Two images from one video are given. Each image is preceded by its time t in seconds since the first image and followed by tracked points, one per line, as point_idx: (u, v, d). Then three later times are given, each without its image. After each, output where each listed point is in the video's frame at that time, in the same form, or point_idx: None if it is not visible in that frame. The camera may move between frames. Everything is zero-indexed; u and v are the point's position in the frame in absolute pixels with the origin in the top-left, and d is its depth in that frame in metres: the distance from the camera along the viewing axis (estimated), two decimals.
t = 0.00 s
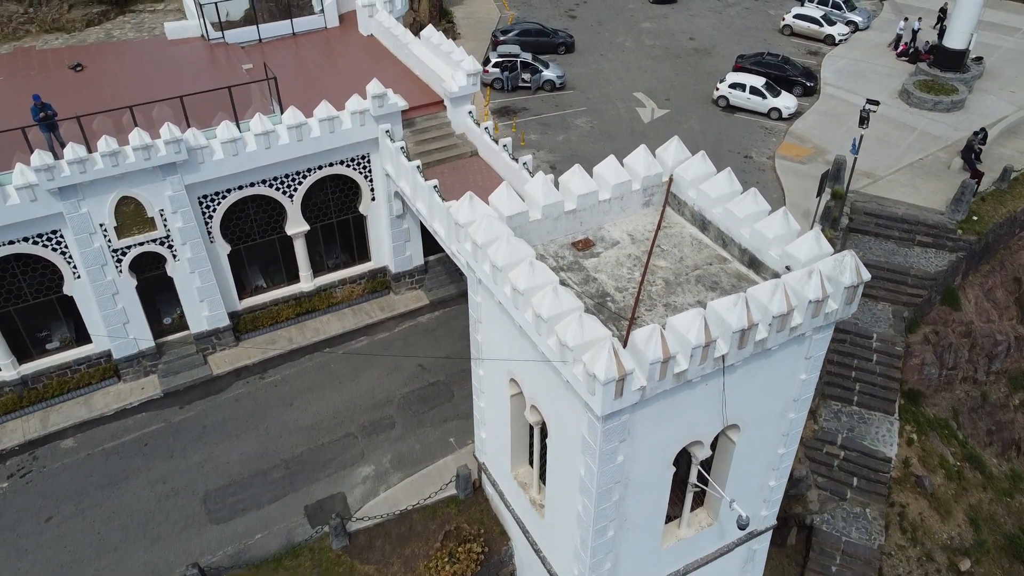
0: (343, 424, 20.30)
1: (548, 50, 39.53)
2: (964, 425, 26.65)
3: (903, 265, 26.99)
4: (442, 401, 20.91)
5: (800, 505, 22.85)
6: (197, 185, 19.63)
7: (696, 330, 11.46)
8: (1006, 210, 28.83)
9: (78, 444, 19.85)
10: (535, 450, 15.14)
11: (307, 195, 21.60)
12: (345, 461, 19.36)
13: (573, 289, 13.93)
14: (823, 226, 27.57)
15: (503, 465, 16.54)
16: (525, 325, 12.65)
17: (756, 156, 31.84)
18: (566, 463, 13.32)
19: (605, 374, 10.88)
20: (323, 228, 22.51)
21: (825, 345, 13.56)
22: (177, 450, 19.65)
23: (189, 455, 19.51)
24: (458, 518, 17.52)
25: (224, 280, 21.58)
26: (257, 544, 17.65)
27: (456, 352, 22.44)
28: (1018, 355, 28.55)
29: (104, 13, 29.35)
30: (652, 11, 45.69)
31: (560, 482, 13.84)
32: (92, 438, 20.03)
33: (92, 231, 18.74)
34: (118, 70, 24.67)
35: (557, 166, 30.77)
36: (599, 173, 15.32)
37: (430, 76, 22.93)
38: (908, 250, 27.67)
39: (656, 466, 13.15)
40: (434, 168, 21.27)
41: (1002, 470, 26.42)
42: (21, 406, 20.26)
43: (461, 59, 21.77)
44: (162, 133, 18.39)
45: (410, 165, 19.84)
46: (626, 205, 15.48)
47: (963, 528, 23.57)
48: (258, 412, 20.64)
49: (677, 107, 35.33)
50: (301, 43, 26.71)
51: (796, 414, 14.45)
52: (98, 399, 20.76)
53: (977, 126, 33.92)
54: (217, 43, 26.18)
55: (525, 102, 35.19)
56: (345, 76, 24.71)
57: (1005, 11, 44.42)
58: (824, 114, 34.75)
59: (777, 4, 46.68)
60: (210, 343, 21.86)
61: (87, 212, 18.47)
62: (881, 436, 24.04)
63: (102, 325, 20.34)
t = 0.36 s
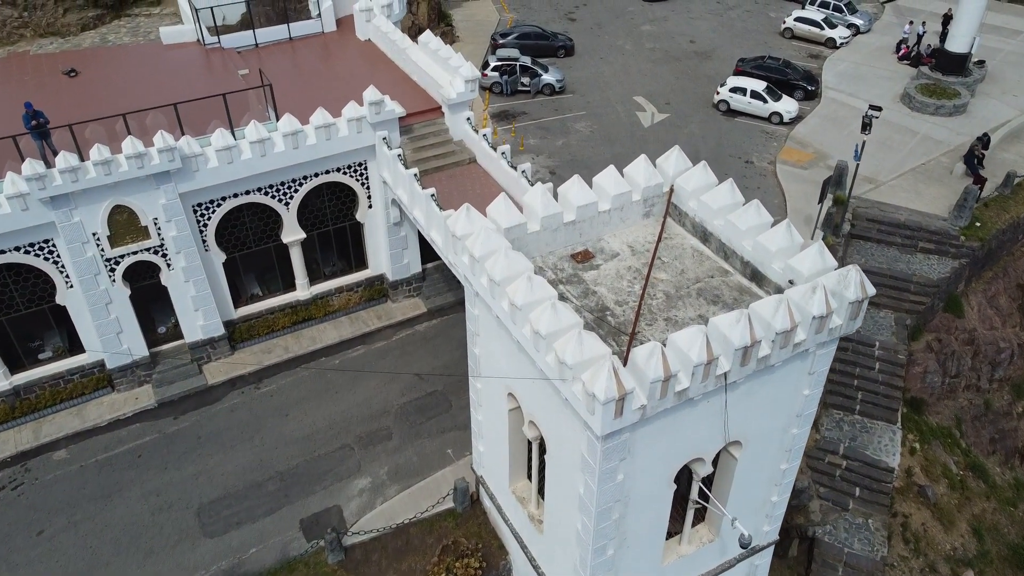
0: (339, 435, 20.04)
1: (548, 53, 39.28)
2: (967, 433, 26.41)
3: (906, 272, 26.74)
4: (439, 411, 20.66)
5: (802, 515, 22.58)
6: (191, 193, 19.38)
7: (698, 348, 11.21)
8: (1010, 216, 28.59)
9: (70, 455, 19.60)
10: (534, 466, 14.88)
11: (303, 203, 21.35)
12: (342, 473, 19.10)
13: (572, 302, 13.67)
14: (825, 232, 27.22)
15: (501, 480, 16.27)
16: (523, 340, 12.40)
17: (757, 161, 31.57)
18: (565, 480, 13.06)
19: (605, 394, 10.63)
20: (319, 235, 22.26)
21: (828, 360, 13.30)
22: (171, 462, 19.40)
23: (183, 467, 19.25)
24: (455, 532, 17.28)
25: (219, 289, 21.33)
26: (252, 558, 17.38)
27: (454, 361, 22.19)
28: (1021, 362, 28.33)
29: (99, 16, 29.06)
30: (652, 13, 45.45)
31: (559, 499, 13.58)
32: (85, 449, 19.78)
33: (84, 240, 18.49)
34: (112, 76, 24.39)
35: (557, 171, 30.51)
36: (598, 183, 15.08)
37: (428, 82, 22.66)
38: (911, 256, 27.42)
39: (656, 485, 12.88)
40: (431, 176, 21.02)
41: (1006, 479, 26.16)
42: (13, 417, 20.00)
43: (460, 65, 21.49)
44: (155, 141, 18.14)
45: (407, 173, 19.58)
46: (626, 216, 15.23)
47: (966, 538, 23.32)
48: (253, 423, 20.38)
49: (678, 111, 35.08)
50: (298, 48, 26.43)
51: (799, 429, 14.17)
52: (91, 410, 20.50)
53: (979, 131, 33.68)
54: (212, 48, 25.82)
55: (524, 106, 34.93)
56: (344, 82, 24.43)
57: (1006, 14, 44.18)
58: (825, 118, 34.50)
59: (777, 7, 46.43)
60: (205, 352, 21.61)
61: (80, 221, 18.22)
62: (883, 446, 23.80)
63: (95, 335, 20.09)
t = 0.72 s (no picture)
0: (335, 447, 19.73)
1: (548, 57, 38.98)
2: (972, 442, 26.07)
3: (909, 280, 26.44)
4: (437, 424, 20.35)
5: (805, 528, 22.23)
6: (184, 202, 19.07)
7: (701, 368, 10.90)
8: (1013, 223, 28.30)
9: (62, 469, 19.29)
10: (532, 483, 14.57)
11: (299, 212, 21.04)
12: (337, 488, 18.80)
13: (571, 318, 13.37)
14: (827, 240, 26.94)
15: (499, 496, 15.95)
16: (521, 358, 12.08)
17: (758, 166, 31.25)
18: (564, 500, 12.74)
19: (605, 418, 10.32)
20: (315, 244, 21.95)
21: (833, 378, 12.99)
22: (163, 476, 19.09)
23: (176, 481, 18.94)
24: (452, 548, 17.03)
25: (213, 298, 21.01)
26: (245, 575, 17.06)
27: (452, 371, 21.87)
28: None
29: (93, 21, 28.45)
30: (652, 16, 45.16)
31: (557, 519, 13.27)
32: (76, 462, 19.47)
33: (75, 250, 18.18)
34: (105, 82, 24.02)
35: (556, 177, 30.20)
36: (598, 195, 14.79)
37: (426, 88, 22.34)
38: (914, 264, 27.12)
39: (658, 505, 12.56)
40: (429, 184, 20.72)
41: (1011, 489, 25.80)
42: (4, 429, 19.69)
43: (457, 71, 21.17)
44: (147, 150, 17.82)
45: (404, 182, 19.27)
46: (626, 228, 14.92)
47: (971, 550, 22.94)
48: (248, 435, 20.08)
49: (678, 115, 34.78)
50: (294, 54, 26.08)
51: (803, 447, 13.85)
52: (83, 422, 20.18)
53: (982, 136, 33.38)
54: (207, 53, 25.41)
55: (524, 111, 34.62)
56: (341, 89, 24.06)
57: (1009, 17, 43.90)
58: (827, 123, 34.20)
59: (778, 10, 46.16)
60: (199, 363, 21.29)
61: (71, 231, 17.92)
62: (887, 457, 23.48)
63: (87, 346, 19.77)
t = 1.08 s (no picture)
0: (329, 462, 19.37)
1: (547, 60, 38.62)
2: (976, 454, 25.68)
3: (913, 289, 26.08)
4: (433, 438, 19.97)
5: (808, 542, 21.83)
6: (176, 213, 18.71)
7: (704, 393, 10.54)
8: (1019, 231, 27.92)
9: (50, 485, 18.94)
10: (530, 504, 14.19)
11: (293, 221, 20.68)
12: (331, 504, 18.43)
13: (569, 336, 13.00)
14: (830, 248, 26.64)
15: (496, 515, 15.57)
16: (518, 380, 11.72)
17: (760, 172, 30.88)
18: (562, 525, 12.36)
19: (604, 445, 9.96)
20: (310, 254, 21.59)
21: (839, 398, 12.63)
22: (154, 492, 18.73)
23: (166, 497, 18.58)
24: (448, 567, 16.62)
25: (206, 310, 20.65)
26: None
27: (449, 383, 21.50)
28: None
29: (87, 25, 28.46)
30: (653, 19, 44.81)
31: (555, 543, 12.89)
32: (66, 477, 19.11)
33: (64, 262, 17.82)
34: (97, 88, 23.68)
35: (555, 183, 29.84)
36: (597, 208, 14.43)
37: (422, 95, 21.96)
38: (918, 272, 26.75)
39: (659, 530, 12.18)
40: (424, 194, 20.34)
41: (1016, 501, 25.39)
42: None
43: (455, 79, 20.79)
44: (137, 159, 17.46)
45: (400, 192, 18.91)
46: (626, 242, 14.56)
47: (976, 564, 22.52)
48: (241, 450, 19.72)
49: (679, 120, 34.41)
50: (290, 59, 25.72)
51: (808, 468, 13.48)
52: (73, 435, 19.82)
53: (986, 141, 33.01)
54: (202, 59, 25.16)
55: (522, 116, 34.26)
56: (337, 96, 23.64)
57: (1012, 20, 43.53)
58: (829, 128, 33.85)
59: (780, 13, 45.80)
60: (192, 376, 20.93)
61: (59, 242, 17.55)
62: (891, 469, 23.11)
63: (77, 359, 19.41)
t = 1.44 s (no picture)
0: (323, 479, 18.98)
1: (546, 65, 38.21)
2: (982, 467, 25.15)
3: (918, 299, 25.66)
4: (429, 454, 19.58)
5: (811, 559, 21.41)
6: (166, 225, 18.31)
7: (707, 423, 10.14)
8: None
9: (38, 503, 18.54)
10: (527, 528, 13.78)
11: (286, 232, 20.28)
12: (325, 523, 18.04)
13: (567, 358, 12.60)
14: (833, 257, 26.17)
15: (492, 538, 15.17)
16: (514, 405, 11.32)
17: (761, 179, 30.46)
18: (559, 554, 11.96)
19: (603, 478, 9.57)
20: (304, 265, 21.19)
21: (846, 422, 12.23)
22: (144, 510, 18.33)
23: (156, 516, 18.19)
24: None
25: (197, 323, 20.25)
26: None
27: (445, 397, 21.12)
28: None
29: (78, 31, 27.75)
30: (653, 23, 44.41)
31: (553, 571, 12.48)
32: (53, 495, 18.71)
33: (51, 276, 17.45)
34: (88, 96, 23.26)
35: (554, 190, 29.42)
36: (596, 224, 14.03)
37: (418, 104, 21.54)
38: (923, 281, 26.35)
39: (660, 560, 11.78)
40: (420, 206, 19.91)
41: None
42: None
43: (451, 87, 20.39)
44: (126, 171, 17.06)
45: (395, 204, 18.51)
46: (626, 258, 14.16)
47: None
48: (233, 466, 19.33)
49: (680, 126, 34.00)
50: (285, 66, 25.27)
51: (813, 493, 13.09)
52: (61, 452, 19.40)
53: (990, 147, 32.64)
54: (195, 66, 24.69)
55: (521, 121, 33.85)
56: (332, 104, 23.18)
57: (1016, 24, 43.13)
58: (832, 134, 33.45)
59: (781, 16, 45.40)
60: (183, 390, 20.54)
61: (46, 256, 17.16)
62: (895, 484, 22.71)
63: (65, 374, 19.01)
